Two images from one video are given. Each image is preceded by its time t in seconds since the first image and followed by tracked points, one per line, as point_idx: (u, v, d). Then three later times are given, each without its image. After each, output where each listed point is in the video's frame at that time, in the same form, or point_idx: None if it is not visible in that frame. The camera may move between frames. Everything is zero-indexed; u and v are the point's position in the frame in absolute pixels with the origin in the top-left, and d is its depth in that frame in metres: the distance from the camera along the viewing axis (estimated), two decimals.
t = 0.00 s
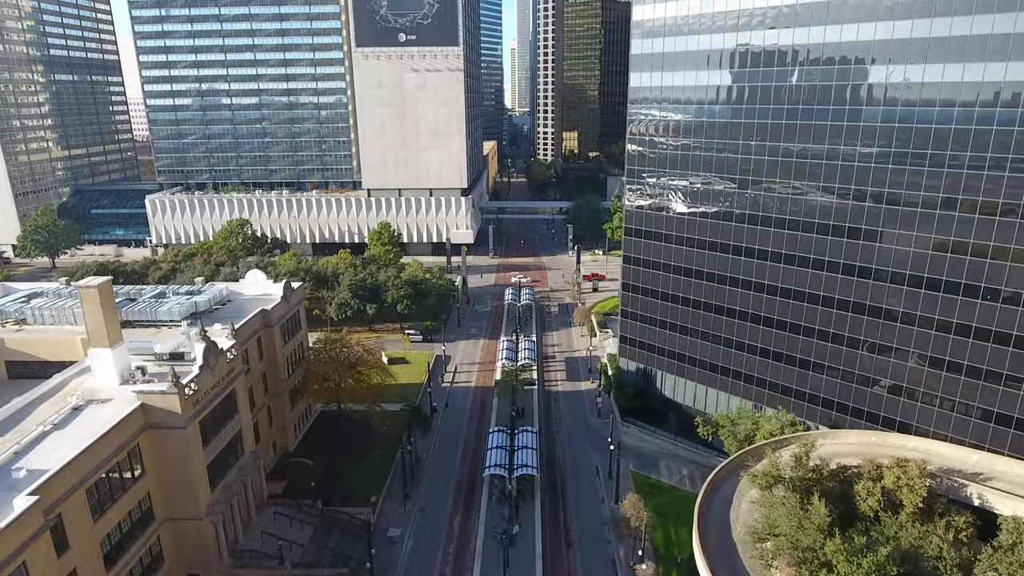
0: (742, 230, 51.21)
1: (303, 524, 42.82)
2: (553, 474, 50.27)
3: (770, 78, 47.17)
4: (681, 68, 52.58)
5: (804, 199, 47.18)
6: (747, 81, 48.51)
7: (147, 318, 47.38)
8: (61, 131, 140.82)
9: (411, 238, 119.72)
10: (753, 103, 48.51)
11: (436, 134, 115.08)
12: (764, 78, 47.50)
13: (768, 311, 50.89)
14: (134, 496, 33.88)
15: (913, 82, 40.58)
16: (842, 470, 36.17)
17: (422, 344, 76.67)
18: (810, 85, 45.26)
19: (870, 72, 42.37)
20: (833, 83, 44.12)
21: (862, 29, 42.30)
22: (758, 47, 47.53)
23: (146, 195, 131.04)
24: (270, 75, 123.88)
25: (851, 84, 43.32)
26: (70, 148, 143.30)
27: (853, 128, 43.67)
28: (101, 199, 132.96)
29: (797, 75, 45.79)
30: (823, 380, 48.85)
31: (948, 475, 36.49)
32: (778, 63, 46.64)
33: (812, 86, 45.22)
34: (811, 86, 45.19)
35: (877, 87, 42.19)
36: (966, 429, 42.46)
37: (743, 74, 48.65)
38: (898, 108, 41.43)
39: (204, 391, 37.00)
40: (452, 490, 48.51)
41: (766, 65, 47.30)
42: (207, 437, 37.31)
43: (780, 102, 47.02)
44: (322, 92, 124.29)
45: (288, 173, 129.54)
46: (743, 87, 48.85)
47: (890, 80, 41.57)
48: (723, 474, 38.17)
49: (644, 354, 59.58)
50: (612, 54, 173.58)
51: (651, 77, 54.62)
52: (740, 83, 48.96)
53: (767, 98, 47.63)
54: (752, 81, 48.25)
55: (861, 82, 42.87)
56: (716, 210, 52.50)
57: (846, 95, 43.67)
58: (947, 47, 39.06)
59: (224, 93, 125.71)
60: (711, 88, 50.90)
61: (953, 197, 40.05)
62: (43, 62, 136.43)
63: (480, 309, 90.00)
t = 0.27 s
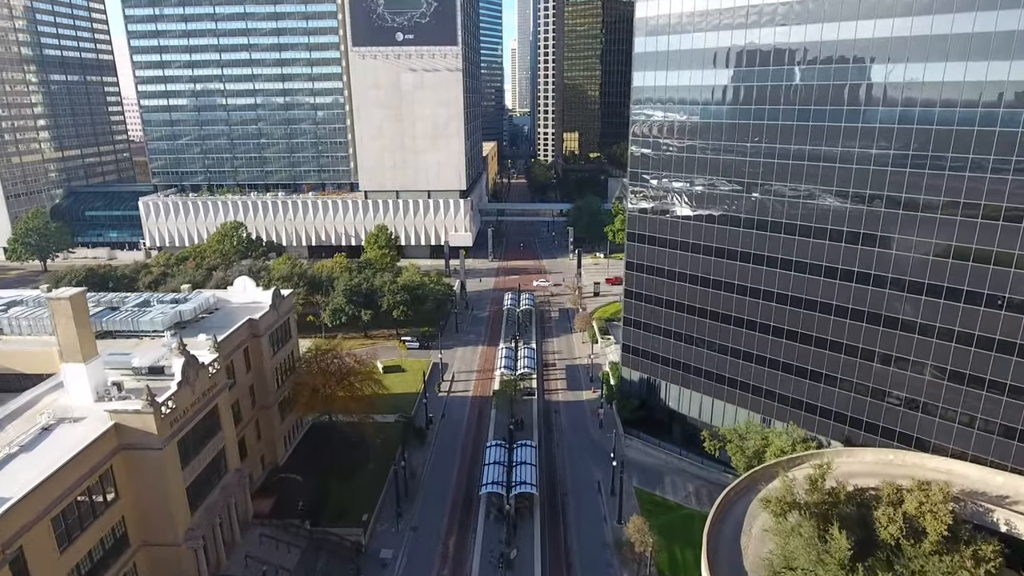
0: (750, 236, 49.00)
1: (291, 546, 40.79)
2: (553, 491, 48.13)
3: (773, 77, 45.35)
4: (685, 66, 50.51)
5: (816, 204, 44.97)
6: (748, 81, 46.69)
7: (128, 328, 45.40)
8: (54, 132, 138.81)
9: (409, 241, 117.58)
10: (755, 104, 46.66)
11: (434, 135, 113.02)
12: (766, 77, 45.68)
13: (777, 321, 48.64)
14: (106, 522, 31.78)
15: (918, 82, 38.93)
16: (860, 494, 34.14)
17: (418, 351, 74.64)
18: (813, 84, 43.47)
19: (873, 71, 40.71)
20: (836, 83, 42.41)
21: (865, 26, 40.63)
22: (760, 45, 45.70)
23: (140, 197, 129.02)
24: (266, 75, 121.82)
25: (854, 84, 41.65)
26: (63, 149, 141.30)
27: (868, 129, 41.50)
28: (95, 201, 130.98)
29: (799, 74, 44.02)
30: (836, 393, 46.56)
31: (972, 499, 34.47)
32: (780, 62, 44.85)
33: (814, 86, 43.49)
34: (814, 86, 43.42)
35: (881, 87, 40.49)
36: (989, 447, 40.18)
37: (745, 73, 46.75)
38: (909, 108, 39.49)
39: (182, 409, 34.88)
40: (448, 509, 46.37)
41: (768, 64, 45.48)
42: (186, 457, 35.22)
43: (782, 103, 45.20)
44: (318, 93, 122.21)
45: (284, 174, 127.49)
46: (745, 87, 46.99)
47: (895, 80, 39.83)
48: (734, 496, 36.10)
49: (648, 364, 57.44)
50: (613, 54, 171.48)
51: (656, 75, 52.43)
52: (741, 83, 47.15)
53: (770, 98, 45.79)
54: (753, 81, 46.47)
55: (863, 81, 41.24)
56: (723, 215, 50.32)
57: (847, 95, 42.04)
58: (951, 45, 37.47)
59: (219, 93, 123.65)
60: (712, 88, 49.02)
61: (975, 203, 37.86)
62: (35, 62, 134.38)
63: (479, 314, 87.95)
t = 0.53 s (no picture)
0: (759, 243, 46.76)
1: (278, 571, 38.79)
2: (553, 510, 46.03)
3: (774, 77, 43.61)
4: (689, 65, 48.40)
5: (828, 209, 42.71)
6: (748, 81, 44.99)
7: (108, 339, 43.34)
8: (47, 133, 136.73)
9: (406, 244, 115.33)
10: (756, 104, 44.90)
11: (432, 136, 110.94)
12: (766, 77, 43.99)
13: (787, 332, 46.42)
14: (75, 552, 29.75)
15: (922, 83, 37.29)
16: (880, 520, 32.10)
17: (415, 359, 72.59)
18: (817, 84, 41.66)
19: (876, 71, 39.02)
20: (839, 83, 40.70)
21: (868, 24, 38.96)
22: (760, 44, 43.99)
23: (133, 199, 127.01)
24: (261, 75, 119.76)
25: (856, 84, 39.98)
26: (56, 150, 139.29)
27: (887, 131, 39.12)
28: (88, 204, 129.01)
29: (802, 74, 42.25)
30: (849, 408, 44.30)
31: (998, 526, 32.44)
32: (780, 61, 43.19)
33: (816, 86, 41.77)
34: (817, 86, 41.62)
35: (884, 87, 38.80)
36: (1013, 468, 37.83)
37: (748, 72, 44.84)
38: (920, 109, 37.54)
39: (157, 429, 32.78)
40: (442, 529, 44.27)
41: (769, 63, 43.76)
42: (162, 480, 33.17)
43: (784, 104, 43.49)
44: (315, 93, 120.08)
45: (280, 176, 125.45)
46: (747, 87, 45.10)
47: (900, 80, 38.11)
48: (744, 521, 34.04)
49: (652, 375, 55.31)
50: (614, 54, 169.45)
51: (661, 74, 50.19)
52: (741, 83, 45.44)
53: (772, 99, 44.03)
54: (752, 81, 44.79)
55: (863, 81, 39.66)
56: (730, 220, 48.14)
57: (849, 95, 40.39)
58: (950, 43, 36.04)
59: (214, 94, 121.56)
60: (712, 88, 47.22)
61: (1000, 210, 35.45)
62: (28, 62, 132.34)
63: (477, 319, 85.92)
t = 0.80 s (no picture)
0: (768, 250, 44.61)
1: None
2: (553, 531, 44.00)
3: (773, 76, 42.06)
4: (694, 65, 46.38)
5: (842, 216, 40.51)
6: (744, 80, 43.51)
7: (85, 351, 41.29)
8: (39, 133, 134.69)
9: (403, 247, 113.23)
10: (756, 104, 43.25)
11: (430, 137, 108.88)
12: (765, 77, 42.42)
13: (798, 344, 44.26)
14: None
15: (914, 82, 36.21)
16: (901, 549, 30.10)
17: (411, 367, 70.45)
18: (816, 84, 40.21)
19: (871, 70, 37.82)
20: (839, 84, 39.19)
21: (871, 21, 37.36)
22: (759, 42, 42.46)
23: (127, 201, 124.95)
24: (256, 74, 117.71)
25: (845, 84, 38.97)
26: (49, 151, 137.23)
27: (906, 134, 36.88)
28: (81, 205, 126.95)
29: (804, 74, 40.61)
30: (864, 425, 42.14)
31: None
32: (778, 60, 41.67)
33: (817, 85, 40.22)
34: (817, 86, 40.12)
35: (881, 87, 37.56)
36: None
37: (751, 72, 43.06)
38: (919, 111, 36.16)
39: (129, 452, 30.68)
40: (436, 551, 42.21)
41: (766, 62, 42.30)
42: (134, 506, 31.10)
43: (783, 104, 41.89)
44: (311, 93, 117.98)
45: (276, 177, 123.38)
46: (741, 87, 43.79)
47: (895, 79, 36.91)
48: (756, 546, 31.97)
49: (655, 387, 53.22)
50: (616, 54, 167.22)
51: (667, 74, 48.08)
52: (737, 82, 43.96)
53: (773, 100, 42.30)
54: (749, 80, 43.27)
55: (862, 81, 38.26)
56: (737, 226, 46.02)
57: (841, 96, 39.27)
58: (950, 40, 34.65)
59: (208, 94, 119.51)
60: (711, 88, 45.58)
61: None
62: (20, 62, 130.26)
63: (475, 325, 83.91)
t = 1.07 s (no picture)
0: (778, 258, 42.47)
1: None
2: (552, 552, 42.01)
3: (771, 76, 40.48)
4: (700, 64, 44.20)
5: (858, 223, 38.43)
6: (743, 80, 41.88)
7: (59, 364, 39.20)
8: (32, 134, 132.63)
9: (400, 250, 111.21)
10: (755, 105, 41.66)
11: (428, 138, 106.78)
12: (768, 76, 40.66)
13: (810, 357, 42.14)
14: None
15: (907, 82, 35.10)
16: None
17: (406, 376, 68.33)
18: (812, 84, 38.77)
19: (878, 69, 36.12)
20: (837, 83, 37.74)
21: (872, 19, 35.83)
22: (761, 41, 40.62)
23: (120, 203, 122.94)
24: (251, 74, 115.67)
25: (838, 83, 37.72)
26: (42, 152, 135.20)
27: (927, 137, 34.78)
28: (74, 207, 124.94)
29: (803, 73, 39.04)
30: (879, 443, 40.04)
31: None
32: (782, 59, 39.85)
33: (817, 85, 38.64)
34: (814, 85, 38.70)
35: (878, 87, 36.24)
36: None
37: (755, 71, 41.21)
38: (917, 111, 34.91)
39: (97, 479, 28.64)
40: None
41: (764, 61, 40.73)
42: (103, 535, 29.07)
43: (786, 105, 40.18)
44: (307, 93, 115.87)
45: (272, 179, 121.33)
46: (738, 87, 42.32)
47: (892, 78, 35.64)
48: None
49: (658, 399, 51.16)
50: (617, 53, 164.82)
51: (673, 73, 45.78)
52: (735, 82, 42.36)
53: (772, 100, 40.76)
54: (747, 80, 41.73)
55: (865, 80, 36.68)
56: (745, 233, 43.93)
57: (838, 96, 37.88)
58: (953, 38, 33.22)
59: (202, 94, 117.46)
60: (716, 87, 43.58)
61: None
62: (12, 62, 128.20)
63: (474, 331, 81.85)
